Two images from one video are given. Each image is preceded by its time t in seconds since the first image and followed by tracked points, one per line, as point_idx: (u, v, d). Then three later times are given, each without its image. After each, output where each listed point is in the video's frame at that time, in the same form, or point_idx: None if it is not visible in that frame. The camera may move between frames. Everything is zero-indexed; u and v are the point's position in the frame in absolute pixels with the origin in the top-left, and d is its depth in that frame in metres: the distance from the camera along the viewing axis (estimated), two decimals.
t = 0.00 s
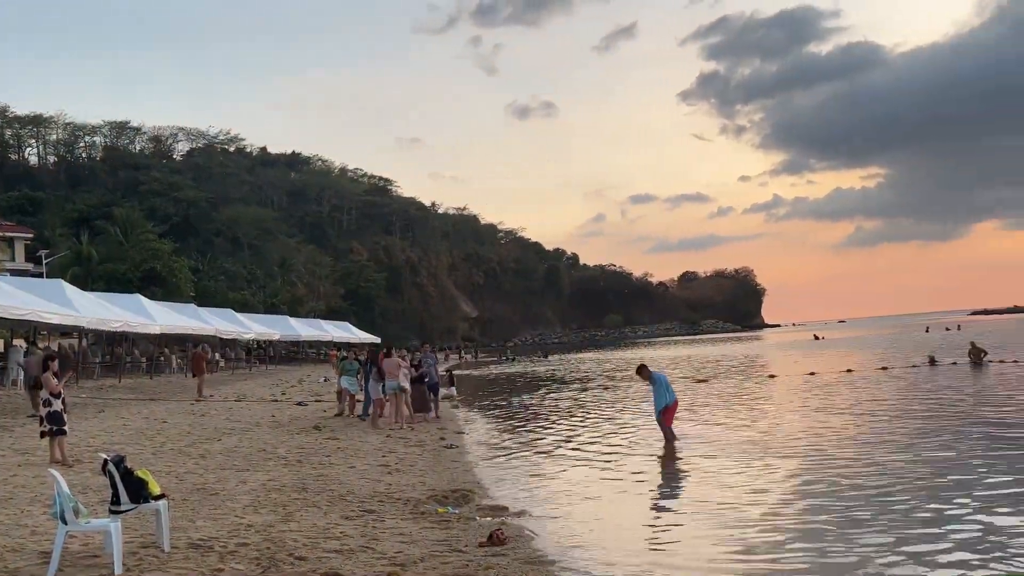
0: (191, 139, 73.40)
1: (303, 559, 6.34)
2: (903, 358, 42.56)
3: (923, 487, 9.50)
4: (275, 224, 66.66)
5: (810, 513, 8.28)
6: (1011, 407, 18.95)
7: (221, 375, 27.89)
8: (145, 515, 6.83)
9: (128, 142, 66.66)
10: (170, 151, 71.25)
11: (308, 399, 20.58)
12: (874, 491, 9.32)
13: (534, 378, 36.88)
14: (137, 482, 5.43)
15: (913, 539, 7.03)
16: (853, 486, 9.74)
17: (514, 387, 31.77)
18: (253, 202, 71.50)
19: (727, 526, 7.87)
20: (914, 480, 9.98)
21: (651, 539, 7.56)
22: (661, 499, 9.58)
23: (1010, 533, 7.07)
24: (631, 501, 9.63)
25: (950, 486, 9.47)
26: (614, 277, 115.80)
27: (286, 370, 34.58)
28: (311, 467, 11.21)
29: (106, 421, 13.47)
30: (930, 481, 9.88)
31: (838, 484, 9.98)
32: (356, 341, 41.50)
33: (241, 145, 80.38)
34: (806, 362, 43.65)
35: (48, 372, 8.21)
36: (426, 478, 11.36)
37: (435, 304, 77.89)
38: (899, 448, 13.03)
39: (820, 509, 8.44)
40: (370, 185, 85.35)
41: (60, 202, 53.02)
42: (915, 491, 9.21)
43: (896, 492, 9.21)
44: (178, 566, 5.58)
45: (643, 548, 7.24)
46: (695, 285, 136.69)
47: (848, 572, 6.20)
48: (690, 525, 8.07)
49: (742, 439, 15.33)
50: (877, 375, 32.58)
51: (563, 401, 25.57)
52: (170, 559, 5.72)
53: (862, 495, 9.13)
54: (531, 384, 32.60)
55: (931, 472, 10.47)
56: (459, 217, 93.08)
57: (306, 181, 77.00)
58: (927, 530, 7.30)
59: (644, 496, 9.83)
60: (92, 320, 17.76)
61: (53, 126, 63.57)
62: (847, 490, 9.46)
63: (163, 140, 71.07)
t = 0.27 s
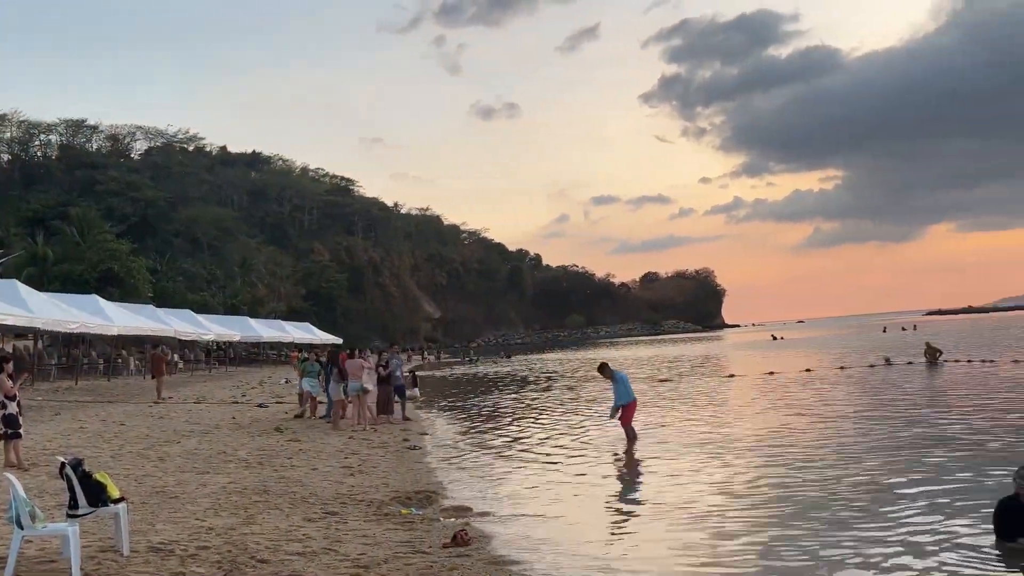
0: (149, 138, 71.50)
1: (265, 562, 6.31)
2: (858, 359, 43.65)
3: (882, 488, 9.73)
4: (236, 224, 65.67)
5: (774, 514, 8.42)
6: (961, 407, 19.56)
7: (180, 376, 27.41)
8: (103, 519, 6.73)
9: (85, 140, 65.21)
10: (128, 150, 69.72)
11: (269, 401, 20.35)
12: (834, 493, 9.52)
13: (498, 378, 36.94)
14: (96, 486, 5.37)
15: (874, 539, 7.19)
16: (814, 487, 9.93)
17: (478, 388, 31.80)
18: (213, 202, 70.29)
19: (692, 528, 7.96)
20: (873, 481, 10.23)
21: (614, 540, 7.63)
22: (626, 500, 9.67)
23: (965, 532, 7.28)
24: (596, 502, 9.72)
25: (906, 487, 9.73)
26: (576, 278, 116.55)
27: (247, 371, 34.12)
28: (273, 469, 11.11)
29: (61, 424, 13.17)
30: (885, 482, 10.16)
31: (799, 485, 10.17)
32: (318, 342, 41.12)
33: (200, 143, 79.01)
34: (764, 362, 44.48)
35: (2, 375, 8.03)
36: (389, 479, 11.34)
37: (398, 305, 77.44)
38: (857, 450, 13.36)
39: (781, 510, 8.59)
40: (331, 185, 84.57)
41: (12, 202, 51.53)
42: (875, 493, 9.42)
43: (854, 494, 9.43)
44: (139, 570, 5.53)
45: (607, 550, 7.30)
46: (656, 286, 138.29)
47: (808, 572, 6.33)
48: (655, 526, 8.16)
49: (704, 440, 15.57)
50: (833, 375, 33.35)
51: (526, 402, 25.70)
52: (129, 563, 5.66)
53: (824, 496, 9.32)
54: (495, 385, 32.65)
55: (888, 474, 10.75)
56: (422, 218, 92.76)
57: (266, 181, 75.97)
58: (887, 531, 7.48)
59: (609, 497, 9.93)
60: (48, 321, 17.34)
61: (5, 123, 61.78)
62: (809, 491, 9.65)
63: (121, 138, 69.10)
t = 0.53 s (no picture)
0: (105, 137, 69.60)
1: (226, 565, 6.28)
2: (815, 358, 44.57)
3: (839, 487, 9.97)
4: (194, 224, 64.46)
5: (736, 515, 8.52)
6: (914, 406, 20.08)
7: (137, 379, 26.84)
8: (59, 524, 6.63)
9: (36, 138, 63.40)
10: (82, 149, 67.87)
11: (228, 403, 20.08)
12: (793, 492, 9.73)
13: (461, 379, 36.91)
14: (52, 490, 5.30)
15: (835, 539, 7.31)
16: (773, 487, 10.13)
17: (441, 389, 31.76)
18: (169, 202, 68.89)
19: (654, 529, 8.02)
20: (830, 480, 10.47)
21: (577, 542, 7.67)
22: (590, 502, 9.72)
23: (923, 531, 7.44)
24: (559, 503, 9.76)
25: (865, 487, 9.93)
26: (539, 279, 116.99)
27: (205, 373, 33.54)
28: (233, 472, 10.99)
29: (12, 428, 12.83)
30: (844, 481, 10.36)
31: (760, 485, 10.31)
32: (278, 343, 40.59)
33: (156, 142, 77.33)
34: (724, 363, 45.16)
35: None
36: (351, 481, 11.31)
37: (359, 306, 76.80)
38: (817, 449, 13.61)
39: (744, 511, 8.70)
40: (291, 185, 83.53)
41: None
42: (832, 492, 9.65)
43: (815, 493, 9.59)
44: None
45: (571, 552, 7.33)
46: (618, 287, 139.53)
47: (771, 573, 6.41)
48: (618, 527, 8.21)
49: (667, 440, 15.73)
50: (791, 375, 33.99)
51: (487, 403, 25.75)
52: (87, 569, 5.60)
53: (783, 495, 9.51)
54: (458, 386, 32.59)
55: (844, 473, 11.01)
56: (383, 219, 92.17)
57: (224, 180, 74.66)
58: (847, 530, 7.61)
59: (573, 499, 9.97)
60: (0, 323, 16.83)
61: None
62: (770, 492, 9.79)
63: (76, 138, 67.37)
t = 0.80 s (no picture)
0: (50, 134, 67.11)
1: (178, 569, 6.25)
2: (764, 357, 45.66)
3: (786, 484, 10.31)
4: (142, 224, 62.83)
5: (688, 514, 8.70)
6: (859, 404, 20.73)
7: (84, 381, 26.13)
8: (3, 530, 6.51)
9: None
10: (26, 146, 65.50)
11: (178, 405, 19.71)
12: (742, 490, 10.04)
13: (417, 380, 36.82)
14: None
15: (783, 536, 7.56)
16: (724, 485, 10.43)
17: (397, 389, 31.61)
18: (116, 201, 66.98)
19: (608, 530, 8.15)
20: (778, 478, 10.82)
21: (531, 544, 7.75)
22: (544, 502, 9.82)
23: (867, 528, 7.71)
24: (513, 505, 9.85)
25: (810, 484, 10.29)
26: (494, 280, 117.21)
27: (154, 375, 32.77)
28: (184, 475, 10.87)
29: None
30: (792, 479, 10.65)
31: (712, 484, 10.54)
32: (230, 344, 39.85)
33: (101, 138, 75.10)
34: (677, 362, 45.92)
35: None
36: (305, 483, 11.27)
37: (311, 307, 75.76)
38: (766, 448, 13.95)
39: (696, 510, 8.89)
40: (243, 184, 82.03)
41: None
42: (780, 489, 9.99)
43: (764, 492, 9.85)
44: None
45: (525, 553, 7.40)
46: (572, 287, 140.59)
47: (723, 572, 6.57)
48: (573, 528, 8.30)
49: (621, 439, 15.96)
50: (742, 374, 34.76)
51: (442, 403, 25.76)
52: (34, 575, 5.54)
53: (733, 493, 9.82)
54: (414, 388, 32.52)
55: (791, 470, 11.39)
56: (337, 219, 91.22)
57: (174, 179, 72.94)
58: (792, 526, 7.91)
59: (527, 500, 10.06)
60: None
61: None
62: (721, 491, 10.02)
63: (19, 135, 65.06)
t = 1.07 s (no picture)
0: None
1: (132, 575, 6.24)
2: (718, 357, 46.56)
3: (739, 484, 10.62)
4: (93, 224, 61.16)
5: (647, 516, 8.87)
6: (809, 403, 21.33)
7: (33, 385, 25.41)
8: None
9: None
10: None
11: (132, 409, 19.34)
12: (697, 490, 10.32)
13: (374, 382, 36.67)
14: None
15: (736, 535, 7.83)
16: (679, 486, 10.70)
17: (356, 391, 31.42)
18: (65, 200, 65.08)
19: (568, 533, 8.26)
20: (732, 477, 11.14)
21: (490, 546, 7.83)
22: (504, 505, 9.91)
23: (821, 528, 7.96)
24: (472, 507, 9.93)
25: (763, 483, 10.62)
26: (452, 281, 117.12)
27: (106, 378, 32.00)
28: (138, 479, 10.74)
29: None
30: (746, 480, 10.93)
31: (669, 485, 10.75)
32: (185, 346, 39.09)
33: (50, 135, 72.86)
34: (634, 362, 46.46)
35: None
36: (262, 486, 11.23)
37: (268, 309, 74.64)
38: (721, 448, 14.27)
39: (654, 511, 9.06)
40: (198, 184, 80.45)
41: None
42: (733, 489, 10.28)
43: (720, 492, 10.09)
44: None
45: (485, 555, 7.48)
46: (530, 289, 141.18)
47: (681, 572, 6.74)
48: (533, 531, 8.40)
49: (579, 440, 16.15)
50: (697, 374, 35.41)
51: (402, 405, 25.74)
52: None
53: (688, 494, 10.08)
54: (372, 389, 32.37)
55: (745, 470, 11.72)
56: (295, 219, 90.08)
57: (127, 178, 71.17)
58: (744, 525, 8.19)
59: (486, 502, 10.17)
60: None
61: None
62: (678, 492, 10.22)
63: None
